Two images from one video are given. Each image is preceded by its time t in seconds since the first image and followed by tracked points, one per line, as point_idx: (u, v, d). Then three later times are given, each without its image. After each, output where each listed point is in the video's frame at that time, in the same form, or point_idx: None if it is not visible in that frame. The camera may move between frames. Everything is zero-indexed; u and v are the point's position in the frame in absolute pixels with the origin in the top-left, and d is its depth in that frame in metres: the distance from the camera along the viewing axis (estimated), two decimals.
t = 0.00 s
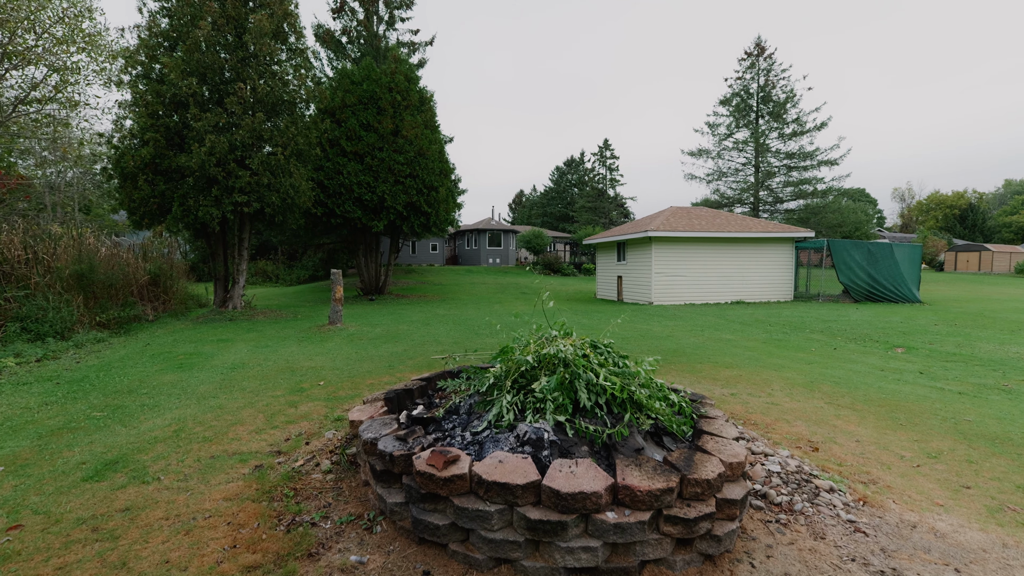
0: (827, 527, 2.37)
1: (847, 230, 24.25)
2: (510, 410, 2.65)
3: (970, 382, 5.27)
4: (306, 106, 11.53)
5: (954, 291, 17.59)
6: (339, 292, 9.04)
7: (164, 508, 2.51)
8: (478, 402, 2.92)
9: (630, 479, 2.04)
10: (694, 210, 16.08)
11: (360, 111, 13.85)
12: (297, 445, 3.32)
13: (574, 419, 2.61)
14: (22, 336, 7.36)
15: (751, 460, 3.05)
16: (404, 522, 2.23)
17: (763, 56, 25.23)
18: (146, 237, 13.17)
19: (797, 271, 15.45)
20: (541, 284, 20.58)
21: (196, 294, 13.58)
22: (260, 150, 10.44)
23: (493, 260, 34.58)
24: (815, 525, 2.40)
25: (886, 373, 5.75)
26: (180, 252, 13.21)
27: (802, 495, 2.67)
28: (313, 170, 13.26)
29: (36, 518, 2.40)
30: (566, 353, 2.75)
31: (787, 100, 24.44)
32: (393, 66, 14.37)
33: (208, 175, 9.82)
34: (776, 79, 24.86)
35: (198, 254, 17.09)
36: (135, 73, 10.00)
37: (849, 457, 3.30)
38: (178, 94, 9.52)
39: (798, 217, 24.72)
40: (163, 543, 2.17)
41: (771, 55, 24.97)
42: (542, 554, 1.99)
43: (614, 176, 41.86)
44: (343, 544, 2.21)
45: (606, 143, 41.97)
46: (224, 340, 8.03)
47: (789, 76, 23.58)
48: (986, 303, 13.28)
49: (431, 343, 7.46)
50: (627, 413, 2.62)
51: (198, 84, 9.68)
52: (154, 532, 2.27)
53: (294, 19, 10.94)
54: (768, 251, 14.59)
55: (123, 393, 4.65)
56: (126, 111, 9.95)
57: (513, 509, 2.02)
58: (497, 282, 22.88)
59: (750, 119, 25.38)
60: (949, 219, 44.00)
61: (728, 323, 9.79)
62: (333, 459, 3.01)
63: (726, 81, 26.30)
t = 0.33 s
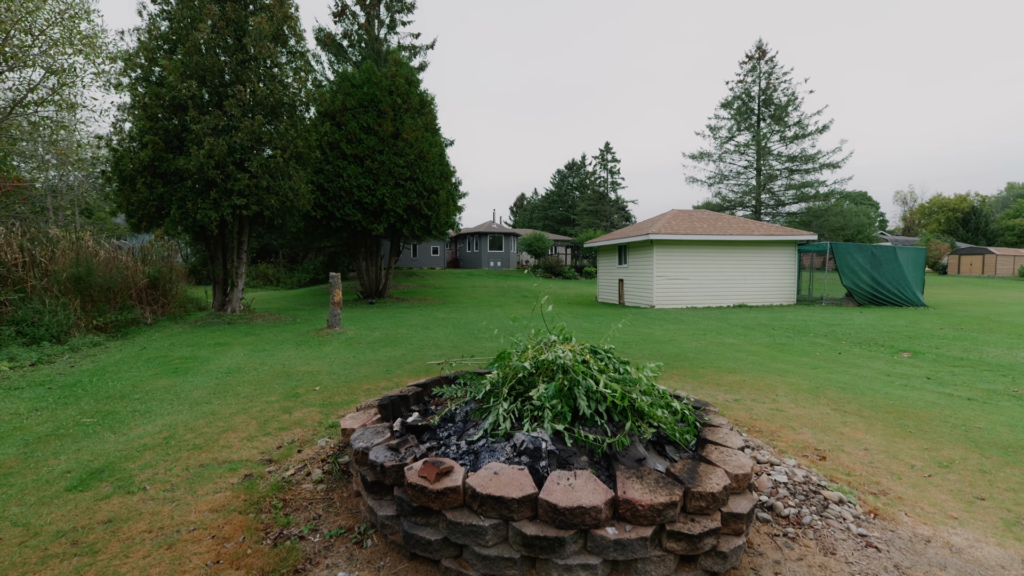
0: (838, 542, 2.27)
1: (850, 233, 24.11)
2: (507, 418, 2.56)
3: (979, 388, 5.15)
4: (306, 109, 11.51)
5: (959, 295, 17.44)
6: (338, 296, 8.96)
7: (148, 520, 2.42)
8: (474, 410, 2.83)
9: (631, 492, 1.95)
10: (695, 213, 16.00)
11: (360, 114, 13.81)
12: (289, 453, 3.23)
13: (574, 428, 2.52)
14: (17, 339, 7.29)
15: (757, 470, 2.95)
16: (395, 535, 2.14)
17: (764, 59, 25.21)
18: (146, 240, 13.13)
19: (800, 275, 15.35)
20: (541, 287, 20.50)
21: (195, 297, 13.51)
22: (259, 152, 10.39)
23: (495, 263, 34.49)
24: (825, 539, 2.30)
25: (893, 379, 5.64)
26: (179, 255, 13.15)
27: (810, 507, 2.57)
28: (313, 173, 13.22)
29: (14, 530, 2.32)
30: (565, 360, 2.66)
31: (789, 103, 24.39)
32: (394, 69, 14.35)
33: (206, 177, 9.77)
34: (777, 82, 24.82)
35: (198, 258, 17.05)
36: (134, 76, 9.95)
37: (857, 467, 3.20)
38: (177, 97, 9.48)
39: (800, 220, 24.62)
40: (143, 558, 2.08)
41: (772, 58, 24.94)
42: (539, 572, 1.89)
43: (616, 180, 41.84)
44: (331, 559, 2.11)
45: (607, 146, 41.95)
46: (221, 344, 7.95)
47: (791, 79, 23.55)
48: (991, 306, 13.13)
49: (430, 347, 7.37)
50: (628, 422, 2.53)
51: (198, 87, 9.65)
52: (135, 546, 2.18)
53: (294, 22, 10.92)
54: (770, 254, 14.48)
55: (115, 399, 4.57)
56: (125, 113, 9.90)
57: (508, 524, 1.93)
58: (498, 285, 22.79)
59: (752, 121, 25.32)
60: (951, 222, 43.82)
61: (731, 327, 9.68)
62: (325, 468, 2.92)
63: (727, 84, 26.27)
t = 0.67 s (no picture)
0: (851, 561, 2.16)
1: (853, 236, 23.98)
2: (503, 428, 2.46)
3: (990, 395, 5.02)
4: (306, 111, 11.47)
5: (963, 298, 17.30)
6: (336, 299, 8.86)
7: (128, 535, 2.32)
8: (470, 419, 2.73)
9: (632, 510, 1.84)
10: (697, 216, 15.89)
11: (360, 117, 13.77)
12: (280, 463, 3.13)
13: (572, 439, 2.41)
14: (11, 343, 7.21)
15: (764, 482, 2.83)
16: (384, 553, 2.03)
17: (766, 62, 25.16)
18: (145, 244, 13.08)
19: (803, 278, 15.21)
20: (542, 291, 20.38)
21: (194, 301, 13.44)
22: (258, 155, 10.33)
23: (496, 266, 34.38)
24: (838, 558, 2.18)
25: (901, 385, 5.51)
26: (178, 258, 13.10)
27: (820, 523, 2.45)
28: (313, 176, 13.18)
29: None
30: (563, 367, 2.55)
31: (791, 105, 24.33)
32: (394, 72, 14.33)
33: (205, 181, 9.72)
34: (779, 84, 24.75)
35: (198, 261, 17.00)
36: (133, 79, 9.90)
37: (868, 478, 3.08)
38: (176, 100, 9.45)
39: (802, 223, 24.49)
40: None
41: (774, 61, 24.89)
42: None
43: (617, 183, 41.80)
44: None
45: (608, 149, 41.92)
46: (218, 348, 7.86)
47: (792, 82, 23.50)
48: (997, 310, 12.98)
49: (428, 351, 7.26)
50: (630, 432, 2.43)
51: (197, 90, 9.61)
52: (112, 564, 2.08)
53: (293, 25, 10.90)
54: (772, 258, 14.37)
55: (105, 405, 4.47)
56: (124, 116, 9.86)
57: (503, 543, 1.82)
58: (499, 288, 22.68)
59: (753, 124, 25.23)
60: (955, 225, 43.62)
61: (734, 331, 9.55)
62: (316, 479, 2.82)
63: (728, 87, 26.23)
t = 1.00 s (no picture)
0: None
1: (856, 240, 23.85)
2: (498, 440, 2.36)
3: (1000, 402, 4.90)
4: (306, 115, 11.43)
5: (967, 303, 17.16)
6: (334, 304, 8.76)
7: (104, 553, 2.21)
8: (464, 431, 2.62)
9: (633, 531, 1.73)
10: (699, 220, 15.80)
11: (361, 121, 13.74)
12: (268, 475, 3.02)
13: (571, 452, 2.31)
14: (5, 348, 7.13)
15: (771, 496, 2.72)
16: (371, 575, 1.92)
17: (767, 66, 25.14)
18: (145, 248, 13.05)
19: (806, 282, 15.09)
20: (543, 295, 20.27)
21: (193, 305, 13.36)
22: (257, 158, 10.25)
23: (497, 270, 34.25)
24: None
25: (909, 392, 5.39)
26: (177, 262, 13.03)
27: (831, 541, 2.33)
28: (312, 180, 13.12)
29: None
30: (561, 377, 2.44)
31: (792, 109, 24.28)
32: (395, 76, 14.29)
33: (203, 184, 9.65)
34: (780, 88, 24.71)
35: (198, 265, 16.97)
36: (133, 82, 9.86)
37: (879, 492, 2.97)
38: (175, 103, 9.39)
39: (804, 227, 24.38)
40: None
41: (775, 65, 24.86)
42: None
43: (618, 187, 41.75)
44: None
45: (610, 153, 41.88)
46: (213, 353, 7.76)
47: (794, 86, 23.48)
48: (1002, 315, 12.83)
49: (427, 357, 7.16)
50: (631, 446, 2.32)
51: (195, 93, 9.55)
52: None
53: (293, 28, 10.88)
54: (775, 262, 14.24)
55: (94, 413, 4.37)
56: (122, 119, 9.82)
57: (495, 566, 1.71)
58: (500, 292, 22.58)
59: (755, 128, 25.17)
60: (957, 229, 43.43)
61: (737, 336, 9.42)
62: (304, 493, 2.71)
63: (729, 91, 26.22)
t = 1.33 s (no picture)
0: None
1: (859, 244, 23.70)
2: (494, 452, 2.25)
3: (1012, 410, 4.77)
4: (305, 118, 11.40)
5: (973, 306, 16.98)
6: (333, 308, 8.68)
7: (79, 570, 2.10)
8: (459, 441, 2.52)
9: (636, 553, 1.62)
10: (701, 223, 15.69)
11: (361, 124, 13.71)
12: (257, 486, 2.91)
13: (570, 464, 2.20)
14: None
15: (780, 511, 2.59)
16: None
17: (768, 69, 25.10)
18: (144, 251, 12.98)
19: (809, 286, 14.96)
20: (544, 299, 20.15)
21: (192, 308, 13.28)
22: (256, 161, 10.22)
23: (498, 274, 34.13)
24: None
25: (918, 399, 5.26)
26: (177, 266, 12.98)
27: (845, 560, 2.21)
28: (312, 183, 13.08)
29: None
30: (559, 386, 2.34)
31: (794, 112, 24.21)
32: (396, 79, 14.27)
33: (201, 187, 9.59)
34: (782, 92, 24.66)
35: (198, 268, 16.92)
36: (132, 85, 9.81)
37: (893, 506, 2.84)
38: (173, 106, 9.34)
39: (807, 231, 24.26)
40: None
41: (777, 68, 24.80)
42: None
43: (620, 190, 41.69)
44: None
45: (611, 157, 41.84)
46: (210, 358, 7.66)
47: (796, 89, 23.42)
48: (1009, 319, 12.67)
49: (425, 362, 7.06)
50: (632, 459, 2.21)
51: (194, 96, 9.49)
52: None
53: (293, 32, 10.86)
54: (778, 265, 14.12)
55: (84, 420, 4.27)
56: (121, 123, 9.76)
57: None
58: (501, 296, 22.47)
59: (757, 131, 25.09)
60: (961, 233, 43.25)
61: (740, 341, 9.29)
62: (292, 506, 2.60)
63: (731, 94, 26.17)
